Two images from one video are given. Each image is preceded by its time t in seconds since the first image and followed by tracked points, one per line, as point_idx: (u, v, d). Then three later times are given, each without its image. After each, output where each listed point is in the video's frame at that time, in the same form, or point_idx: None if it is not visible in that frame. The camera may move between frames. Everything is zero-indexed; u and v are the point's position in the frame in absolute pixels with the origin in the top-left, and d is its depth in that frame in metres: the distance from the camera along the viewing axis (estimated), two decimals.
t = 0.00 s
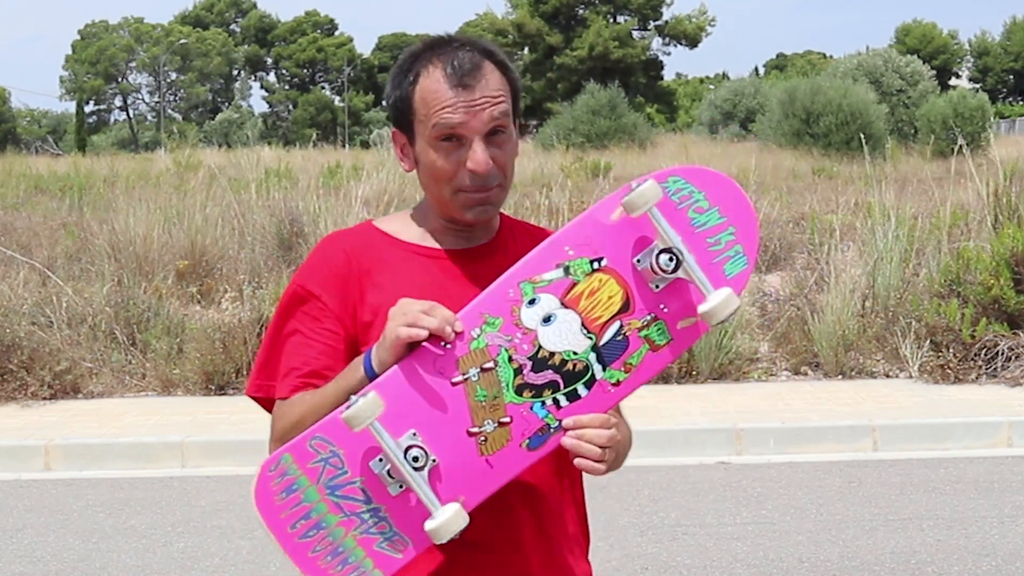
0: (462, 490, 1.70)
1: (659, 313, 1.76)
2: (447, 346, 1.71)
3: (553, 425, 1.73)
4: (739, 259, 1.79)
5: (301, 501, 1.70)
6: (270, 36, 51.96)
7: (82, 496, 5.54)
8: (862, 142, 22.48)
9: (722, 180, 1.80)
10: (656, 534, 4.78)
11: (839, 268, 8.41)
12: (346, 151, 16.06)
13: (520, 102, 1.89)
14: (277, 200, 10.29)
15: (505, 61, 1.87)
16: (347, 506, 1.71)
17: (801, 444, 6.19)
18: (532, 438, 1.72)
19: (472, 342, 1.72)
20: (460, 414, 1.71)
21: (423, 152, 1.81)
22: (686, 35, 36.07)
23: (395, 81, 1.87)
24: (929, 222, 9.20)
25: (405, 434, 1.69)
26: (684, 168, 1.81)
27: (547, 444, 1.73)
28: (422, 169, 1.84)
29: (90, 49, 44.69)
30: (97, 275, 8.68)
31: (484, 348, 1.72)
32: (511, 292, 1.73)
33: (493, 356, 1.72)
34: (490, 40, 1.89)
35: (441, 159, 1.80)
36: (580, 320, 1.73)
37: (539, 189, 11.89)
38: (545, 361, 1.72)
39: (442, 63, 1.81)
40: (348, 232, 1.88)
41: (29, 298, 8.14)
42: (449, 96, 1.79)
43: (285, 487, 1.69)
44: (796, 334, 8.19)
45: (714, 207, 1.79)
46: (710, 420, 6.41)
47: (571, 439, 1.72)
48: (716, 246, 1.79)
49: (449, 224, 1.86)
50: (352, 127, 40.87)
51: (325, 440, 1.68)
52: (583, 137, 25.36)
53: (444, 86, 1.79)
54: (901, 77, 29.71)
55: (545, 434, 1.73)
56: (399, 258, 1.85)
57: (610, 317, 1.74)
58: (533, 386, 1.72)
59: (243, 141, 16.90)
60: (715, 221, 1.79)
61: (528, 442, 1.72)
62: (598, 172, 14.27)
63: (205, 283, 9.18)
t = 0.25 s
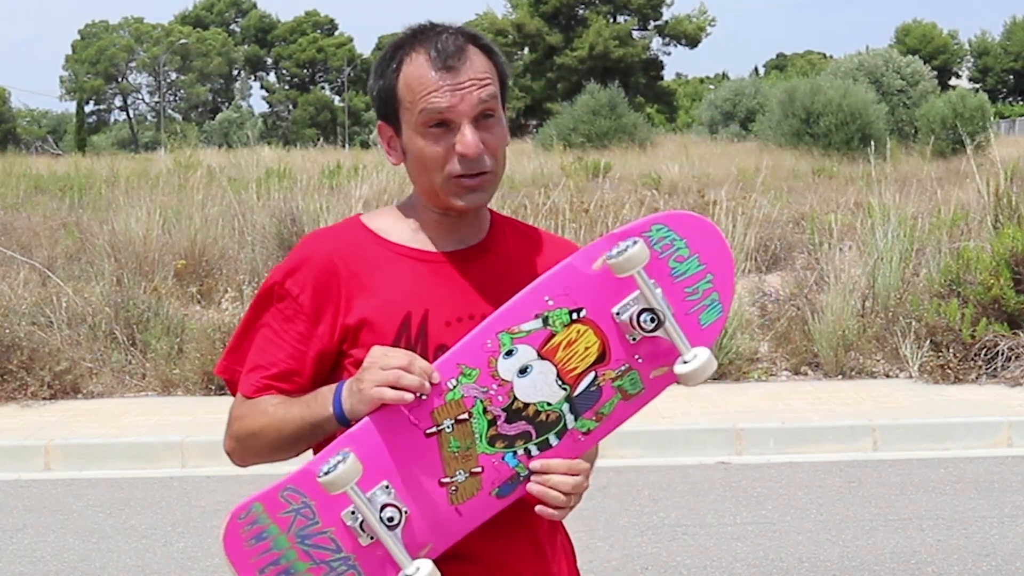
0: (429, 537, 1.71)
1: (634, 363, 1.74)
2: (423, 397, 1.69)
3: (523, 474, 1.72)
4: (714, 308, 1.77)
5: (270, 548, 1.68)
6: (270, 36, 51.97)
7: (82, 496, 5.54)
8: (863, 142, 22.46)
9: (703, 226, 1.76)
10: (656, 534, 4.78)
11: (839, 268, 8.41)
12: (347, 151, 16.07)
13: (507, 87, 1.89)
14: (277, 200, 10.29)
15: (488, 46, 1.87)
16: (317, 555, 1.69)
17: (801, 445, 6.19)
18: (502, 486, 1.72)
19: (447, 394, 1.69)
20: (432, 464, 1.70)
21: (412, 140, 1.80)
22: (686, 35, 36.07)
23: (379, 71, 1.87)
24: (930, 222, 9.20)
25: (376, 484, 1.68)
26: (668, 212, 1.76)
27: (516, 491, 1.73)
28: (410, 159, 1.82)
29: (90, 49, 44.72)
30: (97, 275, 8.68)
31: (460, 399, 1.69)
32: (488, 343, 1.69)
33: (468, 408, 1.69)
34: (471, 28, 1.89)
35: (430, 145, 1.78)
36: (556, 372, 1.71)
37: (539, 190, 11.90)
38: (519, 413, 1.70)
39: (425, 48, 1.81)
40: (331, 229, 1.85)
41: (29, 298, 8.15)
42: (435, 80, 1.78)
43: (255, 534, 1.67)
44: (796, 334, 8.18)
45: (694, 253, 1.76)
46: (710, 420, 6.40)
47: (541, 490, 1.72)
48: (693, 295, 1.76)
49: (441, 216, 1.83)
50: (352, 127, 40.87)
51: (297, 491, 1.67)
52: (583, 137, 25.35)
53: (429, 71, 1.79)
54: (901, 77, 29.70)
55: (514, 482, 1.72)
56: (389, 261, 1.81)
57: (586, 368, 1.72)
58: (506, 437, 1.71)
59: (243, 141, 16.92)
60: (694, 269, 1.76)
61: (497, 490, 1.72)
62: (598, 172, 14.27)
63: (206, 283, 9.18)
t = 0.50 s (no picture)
0: (432, 543, 1.69)
1: (651, 381, 1.71)
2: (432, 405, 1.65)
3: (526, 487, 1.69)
4: (739, 328, 1.74)
5: (271, 545, 1.67)
6: (270, 36, 52.00)
7: (82, 496, 5.53)
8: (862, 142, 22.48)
9: (732, 244, 1.72)
10: (656, 534, 4.78)
11: (838, 268, 8.41)
12: (346, 151, 16.08)
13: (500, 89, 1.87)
14: (277, 199, 10.29)
15: (481, 46, 1.85)
16: (318, 554, 1.68)
17: (801, 445, 6.19)
18: (507, 497, 1.70)
19: (456, 404, 1.66)
20: (437, 474, 1.67)
21: (406, 141, 1.77)
22: (686, 36, 36.10)
23: (370, 71, 1.84)
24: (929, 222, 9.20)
25: (381, 491, 1.65)
26: (698, 227, 1.72)
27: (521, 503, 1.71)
28: (402, 159, 1.79)
29: (90, 49, 44.76)
30: (97, 275, 8.68)
31: (469, 410, 1.66)
32: (501, 355, 1.65)
33: (477, 418, 1.66)
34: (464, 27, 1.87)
35: (425, 145, 1.75)
36: (570, 386, 1.68)
37: (538, 190, 11.91)
38: (529, 426, 1.67)
39: (421, 47, 1.79)
40: (314, 235, 1.82)
41: (29, 298, 8.15)
42: (431, 79, 1.76)
43: (257, 531, 1.66)
44: (796, 333, 8.18)
45: (722, 271, 1.73)
46: (710, 420, 6.40)
47: (544, 502, 1.68)
48: (717, 314, 1.73)
49: (429, 218, 1.81)
50: (352, 128, 40.90)
51: (299, 494, 1.64)
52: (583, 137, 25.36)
53: (425, 71, 1.76)
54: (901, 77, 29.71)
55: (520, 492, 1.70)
56: (375, 264, 1.79)
57: (600, 384, 1.69)
58: (515, 449, 1.68)
59: (244, 141, 16.93)
60: (721, 287, 1.73)
61: (503, 500, 1.70)
62: (598, 171, 14.27)
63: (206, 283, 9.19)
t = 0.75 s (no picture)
0: (442, 556, 1.70)
1: (661, 404, 1.71)
2: (443, 432, 1.64)
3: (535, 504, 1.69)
4: (750, 351, 1.75)
5: (284, 559, 1.68)
6: (270, 36, 52.00)
7: (82, 496, 5.53)
8: (862, 142, 22.48)
9: (748, 270, 1.72)
10: (656, 534, 4.78)
11: (838, 268, 8.41)
12: (346, 151, 16.08)
13: (501, 83, 1.88)
14: (277, 199, 10.30)
15: (480, 41, 1.87)
16: (329, 568, 1.69)
17: (801, 445, 6.19)
18: (516, 513, 1.70)
19: (466, 430, 1.64)
20: (448, 496, 1.66)
21: (403, 138, 1.81)
22: (686, 35, 36.10)
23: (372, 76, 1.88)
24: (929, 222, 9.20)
25: (392, 511, 1.64)
26: (713, 254, 1.70)
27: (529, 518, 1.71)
28: (406, 158, 1.82)
29: (90, 49, 44.74)
30: (96, 274, 8.68)
31: (479, 435, 1.65)
32: (512, 384, 1.64)
33: (487, 442, 1.65)
34: (465, 25, 1.89)
35: (422, 140, 1.79)
36: (580, 412, 1.68)
37: (538, 189, 11.91)
38: (538, 448, 1.68)
39: (412, 46, 1.82)
40: (336, 237, 1.83)
41: (29, 298, 8.15)
42: (422, 75, 1.79)
43: (270, 546, 1.67)
44: (796, 333, 8.17)
45: (735, 297, 1.73)
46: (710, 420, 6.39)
47: (553, 517, 1.68)
48: (729, 340, 1.73)
49: (441, 213, 1.81)
50: (352, 128, 40.89)
51: (311, 515, 1.64)
52: (583, 137, 25.35)
53: (416, 69, 1.80)
54: (900, 77, 29.71)
55: (528, 509, 1.71)
56: (393, 262, 1.77)
57: (610, 409, 1.69)
58: (524, 470, 1.68)
59: (244, 141, 16.92)
60: (733, 313, 1.72)
61: (511, 516, 1.70)
62: (598, 172, 14.27)
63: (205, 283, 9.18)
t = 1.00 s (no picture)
0: (471, 545, 1.73)
1: (688, 400, 1.72)
2: (473, 428, 1.65)
3: (563, 495, 1.73)
4: (779, 346, 1.74)
5: (317, 548, 1.71)
6: (270, 36, 51.94)
7: (82, 496, 5.54)
8: (863, 142, 22.47)
9: (778, 269, 1.69)
10: (656, 533, 4.78)
11: (839, 268, 8.41)
12: (346, 151, 16.07)
13: (527, 86, 1.90)
14: (277, 199, 10.30)
15: (507, 44, 1.89)
16: (362, 556, 1.73)
17: (801, 445, 6.19)
18: (544, 503, 1.74)
19: (497, 426, 1.65)
20: (477, 489, 1.68)
21: (430, 140, 1.83)
22: (686, 36, 36.07)
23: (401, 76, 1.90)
24: (929, 222, 9.20)
25: (423, 503, 1.67)
26: (744, 254, 1.67)
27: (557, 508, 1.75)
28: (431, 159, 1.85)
29: (90, 49, 44.72)
30: (96, 275, 8.67)
31: (509, 431, 1.66)
32: (542, 382, 1.64)
33: (517, 438, 1.67)
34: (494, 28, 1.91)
35: (446, 143, 1.81)
36: (609, 408, 1.69)
37: (538, 189, 11.91)
38: (568, 443, 1.70)
39: (439, 50, 1.84)
40: (364, 236, 1.88)
41: (28, 298, 8.16)
42: (447, 80, 1.81)
43: (304, 537, 1.70)
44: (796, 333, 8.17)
45: (765, 296, 1.70)
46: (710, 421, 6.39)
47: (580, 507, 1.72)
48: (757, 337, 1.72)
49: (466, 214, 1.84)
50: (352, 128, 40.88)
51: (344, 508, 1.67)
52: (583, 138, 25.33)
53: (443, 72, 1.82)
54: (901, 77, 29.69)
55: (556, 500, 1.74)
56: (418, 261, 1.81)
57: (639, 405, 1.70)
58: (552, 463, 1.71)
59: (244, 141, 16.92)
60: (762, 311, 1.71)
61: (540, 506, 1.74)
62: (598, 172, 14.26)
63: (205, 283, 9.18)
